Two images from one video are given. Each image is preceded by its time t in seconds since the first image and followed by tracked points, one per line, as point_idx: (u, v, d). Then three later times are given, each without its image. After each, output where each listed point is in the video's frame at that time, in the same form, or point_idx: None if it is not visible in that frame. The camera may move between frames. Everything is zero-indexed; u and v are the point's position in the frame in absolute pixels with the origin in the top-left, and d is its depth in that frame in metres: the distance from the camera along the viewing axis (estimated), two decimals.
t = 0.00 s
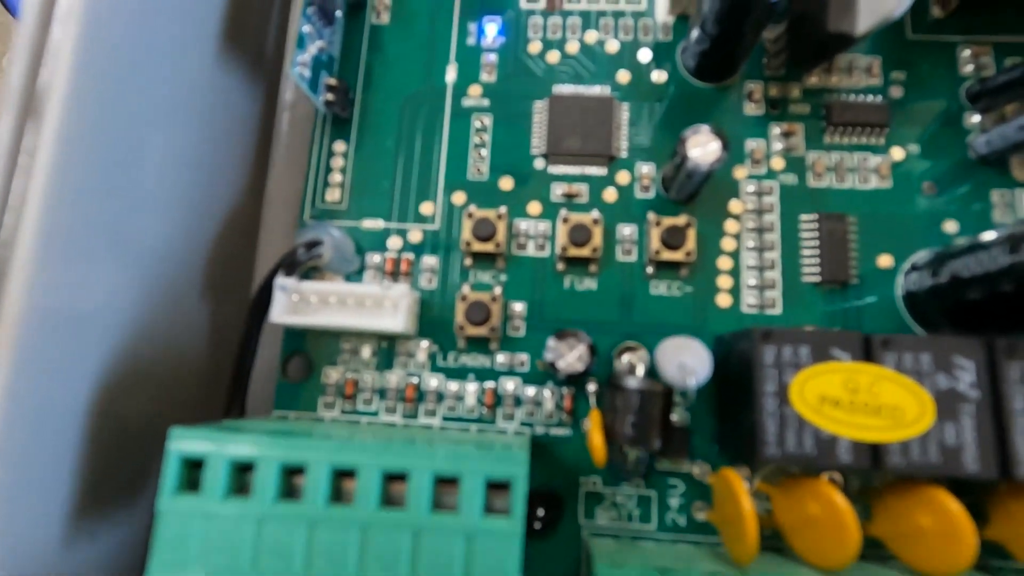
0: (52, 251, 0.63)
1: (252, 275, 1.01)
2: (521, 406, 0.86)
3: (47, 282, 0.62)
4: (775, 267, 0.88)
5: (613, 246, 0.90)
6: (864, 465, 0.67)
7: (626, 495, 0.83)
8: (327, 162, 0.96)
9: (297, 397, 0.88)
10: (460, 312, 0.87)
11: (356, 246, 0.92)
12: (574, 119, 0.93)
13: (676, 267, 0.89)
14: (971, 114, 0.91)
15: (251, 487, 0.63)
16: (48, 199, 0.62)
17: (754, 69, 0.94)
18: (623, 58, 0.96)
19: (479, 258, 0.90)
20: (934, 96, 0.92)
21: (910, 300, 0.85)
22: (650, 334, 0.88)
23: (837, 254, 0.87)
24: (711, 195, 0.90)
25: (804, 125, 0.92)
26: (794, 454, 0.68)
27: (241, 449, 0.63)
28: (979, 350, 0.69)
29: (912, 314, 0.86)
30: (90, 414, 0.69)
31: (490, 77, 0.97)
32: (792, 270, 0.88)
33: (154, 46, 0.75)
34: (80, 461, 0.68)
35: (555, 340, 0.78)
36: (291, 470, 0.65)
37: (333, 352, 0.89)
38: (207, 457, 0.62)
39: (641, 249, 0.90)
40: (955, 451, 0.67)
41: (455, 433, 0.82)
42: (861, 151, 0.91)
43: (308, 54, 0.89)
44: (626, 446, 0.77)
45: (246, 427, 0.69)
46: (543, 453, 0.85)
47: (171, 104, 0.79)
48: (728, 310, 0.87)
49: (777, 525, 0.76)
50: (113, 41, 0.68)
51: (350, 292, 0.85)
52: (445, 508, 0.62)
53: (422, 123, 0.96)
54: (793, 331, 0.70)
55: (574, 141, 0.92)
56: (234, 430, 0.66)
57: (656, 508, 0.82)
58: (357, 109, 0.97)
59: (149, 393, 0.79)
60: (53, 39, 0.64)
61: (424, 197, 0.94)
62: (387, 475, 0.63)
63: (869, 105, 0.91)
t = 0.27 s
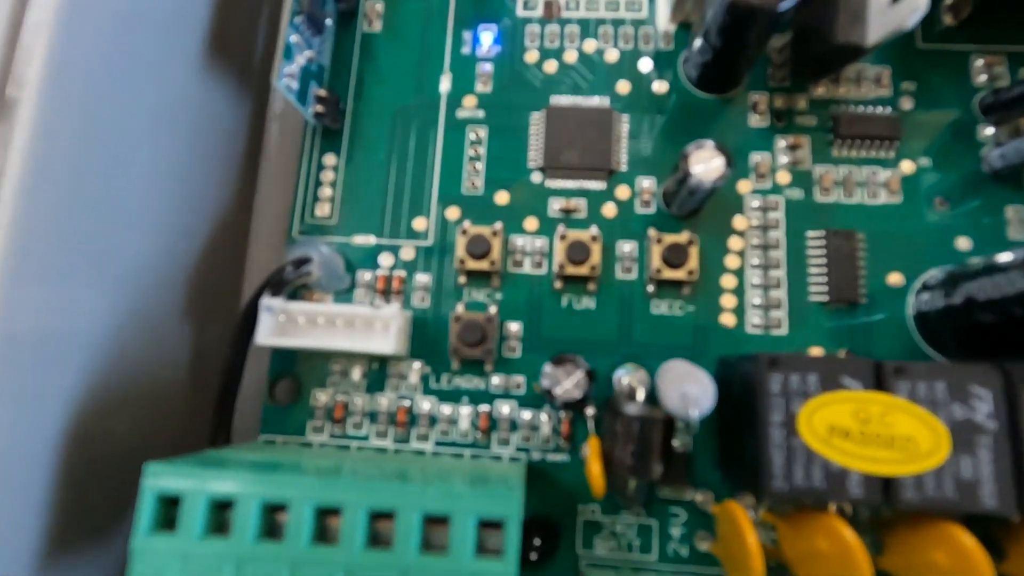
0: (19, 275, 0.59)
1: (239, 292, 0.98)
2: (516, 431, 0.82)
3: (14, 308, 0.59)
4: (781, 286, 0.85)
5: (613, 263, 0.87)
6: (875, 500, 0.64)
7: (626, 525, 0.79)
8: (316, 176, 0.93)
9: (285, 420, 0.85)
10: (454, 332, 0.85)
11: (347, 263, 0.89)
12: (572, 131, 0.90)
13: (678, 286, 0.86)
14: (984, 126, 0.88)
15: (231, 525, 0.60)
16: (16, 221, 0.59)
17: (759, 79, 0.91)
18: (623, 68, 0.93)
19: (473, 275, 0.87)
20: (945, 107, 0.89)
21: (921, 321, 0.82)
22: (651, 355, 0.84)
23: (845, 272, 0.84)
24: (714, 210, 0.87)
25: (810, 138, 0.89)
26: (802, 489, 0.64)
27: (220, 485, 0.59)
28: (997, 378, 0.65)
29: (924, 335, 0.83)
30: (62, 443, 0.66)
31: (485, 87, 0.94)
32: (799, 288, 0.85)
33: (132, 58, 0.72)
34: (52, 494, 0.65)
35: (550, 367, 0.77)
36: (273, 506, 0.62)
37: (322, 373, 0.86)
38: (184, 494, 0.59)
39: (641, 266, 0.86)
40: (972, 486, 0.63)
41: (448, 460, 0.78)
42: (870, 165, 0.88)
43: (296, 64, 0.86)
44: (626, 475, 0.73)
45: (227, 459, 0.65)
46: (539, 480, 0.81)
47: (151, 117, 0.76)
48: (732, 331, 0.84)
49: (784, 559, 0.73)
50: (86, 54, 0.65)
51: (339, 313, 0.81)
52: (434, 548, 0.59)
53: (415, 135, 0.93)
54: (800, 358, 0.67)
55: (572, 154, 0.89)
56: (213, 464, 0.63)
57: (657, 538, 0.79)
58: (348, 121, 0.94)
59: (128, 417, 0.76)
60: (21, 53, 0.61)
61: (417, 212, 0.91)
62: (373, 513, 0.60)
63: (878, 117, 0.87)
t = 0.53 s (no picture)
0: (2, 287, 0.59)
1: (232, 300, 0.97)
2: (509, 441, 0.82)
3: None
4: (776, 295, 0.84)
5: (606, 272, 0.86)
6: (868, 514, 0.63)
7: (619, 536, 0.79)
8: (309, 184, 0.92)
9: (277, 430, 0.85)
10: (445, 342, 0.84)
11: (338, 272, 0.88)
12: (565, 139, 0.89)
13: (672, 295, 0.85)
14: (980, 134, 0.87)
15: (217, 541, 0.59)
16: None
17: (754, 87, 0.90)
18: (616, 75, 0.92)
19: (466, 284, 0.87)
20: (941, 114, 0.88)
21: (916, 331, 0.82)
22: (644, 365, 0.84)
23: (840, 282, 0.83)
24: (708, 218, 0.86)
25: (805, 146, 0.88)
26: (794, 503, 0.64)
27: (206, 501, 0.59)
28: (991, 391, 0.65)
29: (919, 345, 0.82)
30: (50, 456, 0.66)
31: (478, 95, 0.93)
32: (793, 298, 0.84)
33: (119, 68, 0.71)
34: (39, 508, 0.65)
35: (543, 379, 0.77)
36: (260, 522, 0.61)
37: (314, 383, 0.86)
38: (170, 510, 0.59)
39: (635, 275, 0.86)
40: (966, 500, 0.63)
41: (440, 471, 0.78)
42: (865, 173, 0.87)
43: (286, 72, 0.86)
44: (618, 488, 0.73)
45: (216, 473, 0.65)
46: (532, 492, 0.81)
47: (140, 126, 0.75)
48: (726, 340, 0.84)
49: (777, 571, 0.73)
50: (71, 65, 0.64)
51: (330, 323, 0.81)
52: (422, 564, 0.59)
53: (408, 143, 0.93)
54: (793, 370, 0.67)
55: (565, 162, 0.88)
56: (201, 478, 0.62)
57: (650, 549, 0.78)
58: (340, 128, 0.94)
59: (117, 429, 0.76)
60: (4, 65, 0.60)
61: (409, 221, 0.90)
62: (361, 529, 0.60)
63: (874, 125, 0.87)
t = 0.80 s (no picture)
0: None
1: (230, 300, 0.97)
2: (507, 441, 0.82)
3: None
4: (774, 294, 0.84)
5: (604, 272, 0.86)
6: (866, 515, 0.63)
7: (617, 536, 0.79)
8: (306, 183, 0.92)
9: (274, 430, 0.85)
10: (443, 342, 0.84)
11: (336, 272, 0.88)
12: (564, 138, 0.89)
13: (670, 294, 0.85)
14: (980, 133, 0.87)
15: (214, 541, 0.59)
16: None
17: (752, 86, 0.90)
18: (615, 74, 0.92)
19: (463, 284, 0.87)
20: (941, 113, 0.88)
21: (915, 330, 0.81)
22: (643, 365, 0.84)
23: (839, 281, 0.83)
24: (706, 218, 0.86)
25: (804, 145, 0.88)
26: (792, 503, 0.64)
27: (203, 500, 0.59)
28: (990, 391, 0.64)
29: (918, 345, 0.82)
30: (48, 455, 0.66)
31: (476, 94, 0.93)
32: (792, 297, 0.84)
33: (117, 69, 0.71)
34: (37, 508, 0.65)
35: (541, 379, 0.77)
36: (257, 521, 0.61)
37: (312, 383, 0.86)
38: (167, 509, 0.59)
39: (633, 275, 0.86)
40: (964, 500, 0.63)
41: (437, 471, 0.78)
42: (864, 173, 0.87)
43: (284, 71, 0.86)
44: (616, 488, 0.73)
45: (213, 473, 0.65)
46: (530, 491, 0.81)
47: (138, 126, 0.75)
48: (724, 340, 0.83)
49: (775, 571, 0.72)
50: (69, 65, 0.64)
51: (328, 322, 0.81)
52: (419, 565, 0.59)
53: (406, 143, 0.92)
54: (791, 370, 0.66)
55: (563, 162, 0.88)
56: (199, 478, 0.62)
57: (648, 549, 0.78)
58: (338, 128, 0.94)
59: (116, 429, 0.76)
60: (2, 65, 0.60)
61: (407, 220, 0.90)
62: (358, 529, 0.59)
63: (873, 124, 0.86)
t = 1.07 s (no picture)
0: (28, 239, 0.64)
1: (239, 267, 1.02)
2: (501, 394, 0.87)
3: (26, 270, 0.64)
4: (755, 257, 0.89)
5: (594, 236, 0.91)
6: (833, 450, 0.68)
7: (604, 481, 0.84)
8: (312, 154, 0.97)
9: (282, 385, 0.90)
10: (442, 301, 0.89)
11: (340, 236, 0.93)
12: (556, 111, 0.94)
13: (656, 257, 0.90)
14: (950, 105, 0.92)
15: (229, 469, 0.64)
16: (27, 190, 0.63)
17: (736, 61, 0.95)
18: (605, 50, 0.97)
19: (461, 248, 0.92)
20: (914, 87, 0.92)
21: (886, 290, 0.86)
22: (630, 323, 0.89)
23: (815, 243, 0.88)
24: (690, 185, 0.91)
25: (784, 116, 0.93)
26: (765, 439, 0.69)
27: (220, 432, 0.64)
28: (949, 336, 0.69)
29: (890, 304, 0.87)
30: (72, 397, 0.71)
31: (473, 69, 0.98)
32: (771, 259, 0.89)
33: (136, 40, 0.76)
34: (63, 445, 0.70)
35: (531, 328, 0.80)
36: (269, 453, 0.66)
37: (317, 341, 0.91)
38: (186, 440, 0.64)
39: (622, 239, 0.90)
40: (923, 436, 0.68)
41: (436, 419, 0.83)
42: (841, 143, 0.91)
43: (291, 46, 0.91)
44: (603, 432, 0.78)
45: (227, 412, 0.70)
46: (523, 441, 0.86)
47: (154, 96, 0.80)
48: (707, 300, 0.88)
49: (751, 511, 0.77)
50: (93, 34, 0.69)
51: (333, 281, 0.86)
52: (418, 490, 0.63)
53: (407, 116, 0.97)
54: (765, 318, 0.71)
55: (555, 133, 0.93)
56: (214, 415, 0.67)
57: (633, 493, 0.83)
58: (342, 102, 0.98)
59: (133, 380, 0.81)
60: (32, 32, 0.65)
61: (408, 189, 0.95)
62: (362, 458, 0.64)
63: (849, 96, 0.91)
